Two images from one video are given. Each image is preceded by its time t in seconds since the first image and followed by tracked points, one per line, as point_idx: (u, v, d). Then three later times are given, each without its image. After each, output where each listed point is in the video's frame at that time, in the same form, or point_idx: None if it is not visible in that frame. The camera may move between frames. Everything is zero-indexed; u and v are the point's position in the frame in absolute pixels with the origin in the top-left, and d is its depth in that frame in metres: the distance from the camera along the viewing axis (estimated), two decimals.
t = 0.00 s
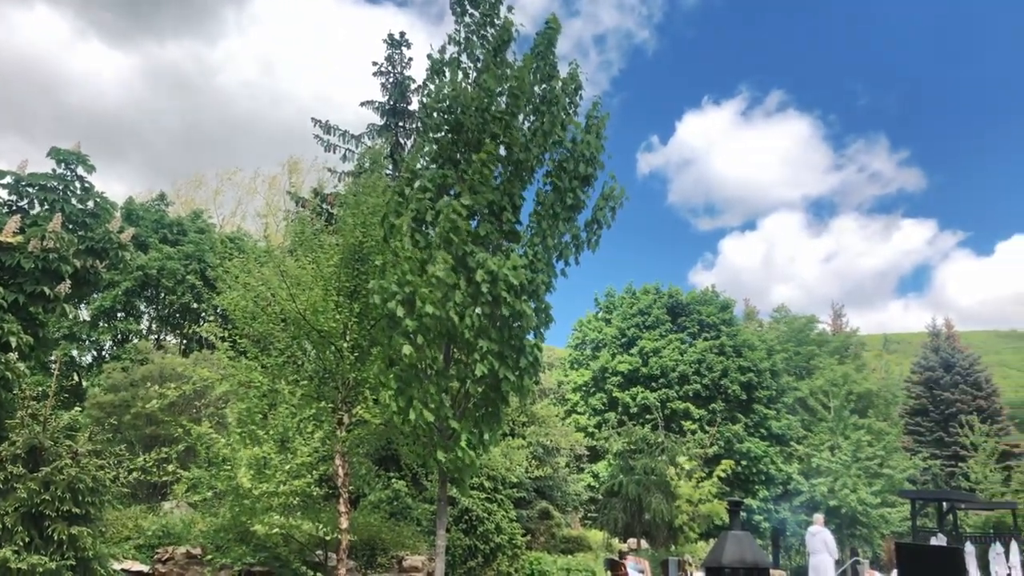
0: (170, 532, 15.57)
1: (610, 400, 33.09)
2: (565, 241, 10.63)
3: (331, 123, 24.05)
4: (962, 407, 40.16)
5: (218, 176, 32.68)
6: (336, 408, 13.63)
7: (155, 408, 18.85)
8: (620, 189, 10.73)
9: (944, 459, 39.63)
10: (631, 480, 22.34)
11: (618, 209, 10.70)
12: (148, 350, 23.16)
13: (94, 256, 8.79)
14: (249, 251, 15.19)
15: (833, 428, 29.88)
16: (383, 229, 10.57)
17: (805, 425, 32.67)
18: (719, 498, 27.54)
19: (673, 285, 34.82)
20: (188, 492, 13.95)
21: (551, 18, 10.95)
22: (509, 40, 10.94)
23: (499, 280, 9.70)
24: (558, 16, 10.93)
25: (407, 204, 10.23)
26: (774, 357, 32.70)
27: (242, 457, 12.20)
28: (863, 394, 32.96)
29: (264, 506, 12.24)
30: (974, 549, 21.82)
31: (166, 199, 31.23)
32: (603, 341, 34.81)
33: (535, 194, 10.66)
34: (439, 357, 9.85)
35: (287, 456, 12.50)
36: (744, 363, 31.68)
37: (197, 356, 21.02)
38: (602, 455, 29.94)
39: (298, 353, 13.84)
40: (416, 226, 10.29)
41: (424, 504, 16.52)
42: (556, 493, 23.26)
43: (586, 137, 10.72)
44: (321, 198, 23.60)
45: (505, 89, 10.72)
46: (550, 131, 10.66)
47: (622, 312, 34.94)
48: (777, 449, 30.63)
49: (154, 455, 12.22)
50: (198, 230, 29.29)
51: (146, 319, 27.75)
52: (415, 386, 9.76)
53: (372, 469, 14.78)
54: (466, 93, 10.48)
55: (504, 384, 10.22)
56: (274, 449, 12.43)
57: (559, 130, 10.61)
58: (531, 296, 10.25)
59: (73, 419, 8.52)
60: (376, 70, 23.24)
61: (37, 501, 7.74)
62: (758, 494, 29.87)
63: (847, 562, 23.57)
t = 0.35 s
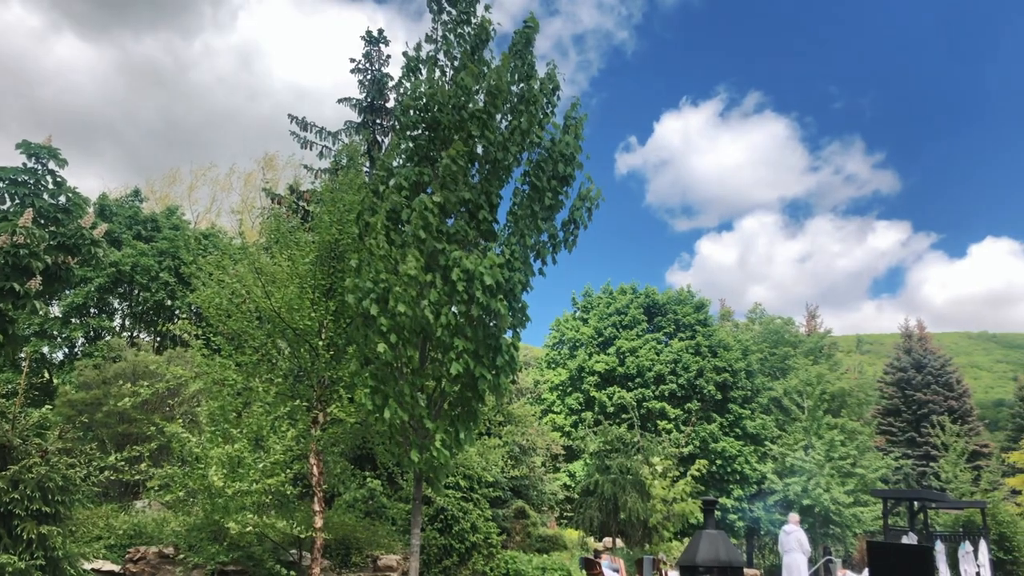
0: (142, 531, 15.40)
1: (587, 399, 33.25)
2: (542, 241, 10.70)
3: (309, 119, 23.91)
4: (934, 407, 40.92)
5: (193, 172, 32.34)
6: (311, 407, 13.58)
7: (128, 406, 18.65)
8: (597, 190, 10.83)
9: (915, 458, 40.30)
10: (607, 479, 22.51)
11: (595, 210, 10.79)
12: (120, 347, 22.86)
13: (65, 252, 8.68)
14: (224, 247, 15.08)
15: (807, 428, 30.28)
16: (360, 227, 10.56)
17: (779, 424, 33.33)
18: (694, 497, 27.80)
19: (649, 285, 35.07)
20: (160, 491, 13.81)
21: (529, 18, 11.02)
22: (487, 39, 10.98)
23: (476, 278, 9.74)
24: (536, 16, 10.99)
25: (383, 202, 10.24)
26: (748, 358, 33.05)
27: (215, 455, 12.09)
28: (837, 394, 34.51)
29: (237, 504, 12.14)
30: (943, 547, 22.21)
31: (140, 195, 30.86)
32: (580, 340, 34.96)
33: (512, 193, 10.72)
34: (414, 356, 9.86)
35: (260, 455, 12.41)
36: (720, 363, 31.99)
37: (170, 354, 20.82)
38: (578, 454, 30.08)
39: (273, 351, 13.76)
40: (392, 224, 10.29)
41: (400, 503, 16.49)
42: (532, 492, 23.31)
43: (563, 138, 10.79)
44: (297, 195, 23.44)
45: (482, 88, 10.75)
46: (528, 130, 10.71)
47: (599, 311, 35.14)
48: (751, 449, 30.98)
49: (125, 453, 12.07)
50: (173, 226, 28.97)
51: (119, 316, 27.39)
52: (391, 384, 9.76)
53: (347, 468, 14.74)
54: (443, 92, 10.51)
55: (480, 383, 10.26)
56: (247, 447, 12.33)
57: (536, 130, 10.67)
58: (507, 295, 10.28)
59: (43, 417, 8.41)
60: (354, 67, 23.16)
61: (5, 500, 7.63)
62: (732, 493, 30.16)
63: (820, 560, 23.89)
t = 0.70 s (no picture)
0: (116, 530, 15.25)
1: (566, 398, 33.38)
2: (522, 240, 10.75)
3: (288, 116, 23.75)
4: (910, 407, 41.58)
5: (170, 168, 32.02)
6: (290, 405, 13.56)
7: (103, 404, 18.44)
8: (576, 190, 10.90)
9: (891, 458, 40.90)
10: (586, 479, 22.65)
11: (574, 211, 10.86)
12: (95, 345, 22.59)
13: (39, 248, 8.61)
14: (200, 244, 14.97)
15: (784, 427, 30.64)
16: (338, 224, 10.55)
17: (757, 424, 33.71)
18: (672, 496, 28.01)
19: (629, 285, 35.27)
20: (135, 489, 13.68)
21: (509, 17, 11.06)
22: (466, 38, 11.02)
23: (454, 277, 9.78)
24: (516, 16, 11.04)
25: (362, 200, 10.24)
26: (727, 358, 33.32)
27: (191, 454, 12.02)
28: (814, 394, 35.02)
29: (213, 503, 12.07)
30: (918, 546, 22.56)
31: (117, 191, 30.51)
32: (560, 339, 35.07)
33: (491, 192, 10.76)
34: (393, 355, 9.90)
35: (237, 453, 12.35)
36: (698, 363, 32.24)
37: (147, 351, 20.62)
38: (557, 454, 30.20)
39: (250, 349, 13.70)
40: (371, 222, 10.30)
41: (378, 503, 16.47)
42: (511, 492, 23.38)
43: (543, 137, 10.84)
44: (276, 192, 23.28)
45: (462, 86, 10.77)
46: (507, 130, 10.75)
47: (579, 311, 35.29)
48: (729, 448, 31.27)
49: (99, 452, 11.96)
50: (150, 223, 28.66)
51: (94, 314, 27.06)
52: (370, 382, 9.78)
53: (325, 467, 14.71)
54: (422, 90, 10.52)
55: (458, 382, 10.28)
56: (224, 445, 12.27)
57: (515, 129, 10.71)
58: (487, 294, 10.32)
59: (16, 415, 8.33)
60: (334, 64, 23.06)
61: None
62: (710, 493, 30.39)
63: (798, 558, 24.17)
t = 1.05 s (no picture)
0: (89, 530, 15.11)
1: (544, 397, 33.51)
2: (500, 239, 10.83)
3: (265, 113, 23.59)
4: (883, 407, 42.29)
5: (146, 164, 31.68)
6: (266, 404, 13.52)
7: (76, 403, 18.22)
8: (553, 189, 10.99)
9: (864, 457, 41.52)
10: (563, 477, 22.79)
11: (551, 210, 10.96)
12: (68, 343, 22.28)
13: (12, 243, 8.58)
14: (176, 241, 14.87)
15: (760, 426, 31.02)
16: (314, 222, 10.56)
17: (733, 423, 34.06)
18: (649, 495, 28.24)
19: (606, 284, 35.47)
20: (108, 488, 13.56)
21: (487, 16, 11.13)
22: (445, 36, 11.07)
23: (431, 275, 9.82)
24: (494, 15, 11.11)
25: (339, 198, 10.25)
26: (703, 358, 33.63)
27: (164, 452, 11.95)
28: (789, 394, 35.39)
29: (187, 502, 12.00)
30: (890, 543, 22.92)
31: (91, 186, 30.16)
32: (538, 338, 35.19)
33: (468, 191, 10.82)
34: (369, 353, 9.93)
35: (211, 451, 12.29)
36: (675, 363, 32.52)
37: (122, 349, 20.41)
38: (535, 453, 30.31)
39: (226, 347, 13.64)
40: (348, 220, 10.31)
41: (354, 502, 16.45)
42: (488, 490, 23.47)
43: (520, 136, 10.92)
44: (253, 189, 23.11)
45: (440, 84, 10.82)
46: (484, 128, 10.81)
47: (557, 310, 35.44)
48: (705, 447, 31.56)
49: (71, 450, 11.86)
50: (125, 219, 28.34)
51: (67, 311, 26.70)
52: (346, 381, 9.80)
53: (301, 466, 14.67)
54: (400, 88, 10.57)
55: (435, 380, 10.33)
56: (198, 444, 12.20)
57: (493, 128, 10.78)
58: (465, 292, 10.38)
59: None
60: (312, 61, 22.99)
61: None
62: (687, 492, 30.62)
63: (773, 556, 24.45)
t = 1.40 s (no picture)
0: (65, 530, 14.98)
1: (524, 397, 33.61)
2: (479, 238, 10.88)
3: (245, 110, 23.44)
4: (860, 406, 42.90)
5: (125, 161, 31.37)
6: (244, 402, 13.47)
7: (53, 401, 18.03)
8: (533, 188, 11.07)
9: (842, 456, 42.07)
10: (543, 476, 22.90)
11: (531, 208, 11.03)
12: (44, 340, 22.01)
13: None
14: (154, 239, 14.77)
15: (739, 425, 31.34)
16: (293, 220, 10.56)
17: (712, 422, 34.36)
18: (628, 494, 28.43)
19: (587, 284, 35.65)
20: (84, 488, 13.45)
21: (467, 15, 11.19)
22: (425, 34, 11.12)
23: (411, 274, 9.86)
24: (474, 13, 11.17)
25: (318, 196, 10.26)
26: (683, 357, 33.87)
27: (141, 452, 11.87)
28: (768, 393, 35.75)
29: (164, 501, 11.95)
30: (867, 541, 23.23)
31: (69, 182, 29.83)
32: (519, 338, 35.29)
33: (448, 189, 10.88)
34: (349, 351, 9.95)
35: (189, 450, 12.23)
36: (655, 362, 32.74)
37: (99, 347, 20.21)
38: (516, 452, 30.41)
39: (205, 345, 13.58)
40: (327, 218, 10.33)
41: (333, 501, 16.42)
42: (468, 489, 23.50)
43: (500, 134, 10.99)
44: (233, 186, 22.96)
45: (420, 82, 10.86)
46: (464, 127, 10.86)
47: (538, 309, 35.56)
48: (685, 446, 31.78)
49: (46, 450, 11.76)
50: (103, 216, 28.04)
51: (44, 309, 26.38)
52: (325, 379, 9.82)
53: (280, 465, 14.63)
54: (380, 87, 10.60)
55: (415, 379, 10.36)
56: (176, 443, 12.14)
57: (473, 127, 10.84)
58: (444, 291, 10.43)
59: None
60: (293, 59, 22.90)
61: None
62: (666, 490, 30.80)
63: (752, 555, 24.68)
